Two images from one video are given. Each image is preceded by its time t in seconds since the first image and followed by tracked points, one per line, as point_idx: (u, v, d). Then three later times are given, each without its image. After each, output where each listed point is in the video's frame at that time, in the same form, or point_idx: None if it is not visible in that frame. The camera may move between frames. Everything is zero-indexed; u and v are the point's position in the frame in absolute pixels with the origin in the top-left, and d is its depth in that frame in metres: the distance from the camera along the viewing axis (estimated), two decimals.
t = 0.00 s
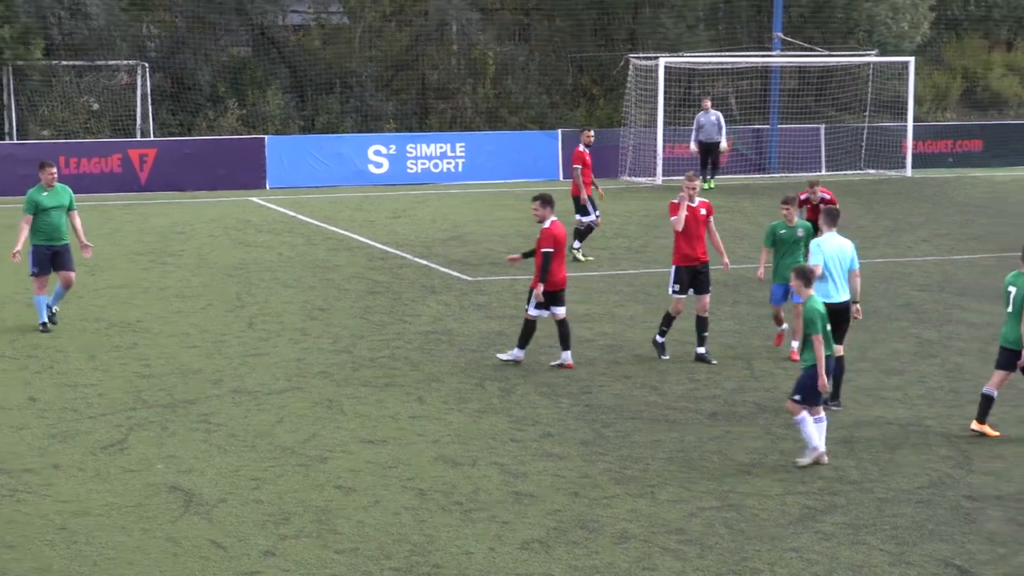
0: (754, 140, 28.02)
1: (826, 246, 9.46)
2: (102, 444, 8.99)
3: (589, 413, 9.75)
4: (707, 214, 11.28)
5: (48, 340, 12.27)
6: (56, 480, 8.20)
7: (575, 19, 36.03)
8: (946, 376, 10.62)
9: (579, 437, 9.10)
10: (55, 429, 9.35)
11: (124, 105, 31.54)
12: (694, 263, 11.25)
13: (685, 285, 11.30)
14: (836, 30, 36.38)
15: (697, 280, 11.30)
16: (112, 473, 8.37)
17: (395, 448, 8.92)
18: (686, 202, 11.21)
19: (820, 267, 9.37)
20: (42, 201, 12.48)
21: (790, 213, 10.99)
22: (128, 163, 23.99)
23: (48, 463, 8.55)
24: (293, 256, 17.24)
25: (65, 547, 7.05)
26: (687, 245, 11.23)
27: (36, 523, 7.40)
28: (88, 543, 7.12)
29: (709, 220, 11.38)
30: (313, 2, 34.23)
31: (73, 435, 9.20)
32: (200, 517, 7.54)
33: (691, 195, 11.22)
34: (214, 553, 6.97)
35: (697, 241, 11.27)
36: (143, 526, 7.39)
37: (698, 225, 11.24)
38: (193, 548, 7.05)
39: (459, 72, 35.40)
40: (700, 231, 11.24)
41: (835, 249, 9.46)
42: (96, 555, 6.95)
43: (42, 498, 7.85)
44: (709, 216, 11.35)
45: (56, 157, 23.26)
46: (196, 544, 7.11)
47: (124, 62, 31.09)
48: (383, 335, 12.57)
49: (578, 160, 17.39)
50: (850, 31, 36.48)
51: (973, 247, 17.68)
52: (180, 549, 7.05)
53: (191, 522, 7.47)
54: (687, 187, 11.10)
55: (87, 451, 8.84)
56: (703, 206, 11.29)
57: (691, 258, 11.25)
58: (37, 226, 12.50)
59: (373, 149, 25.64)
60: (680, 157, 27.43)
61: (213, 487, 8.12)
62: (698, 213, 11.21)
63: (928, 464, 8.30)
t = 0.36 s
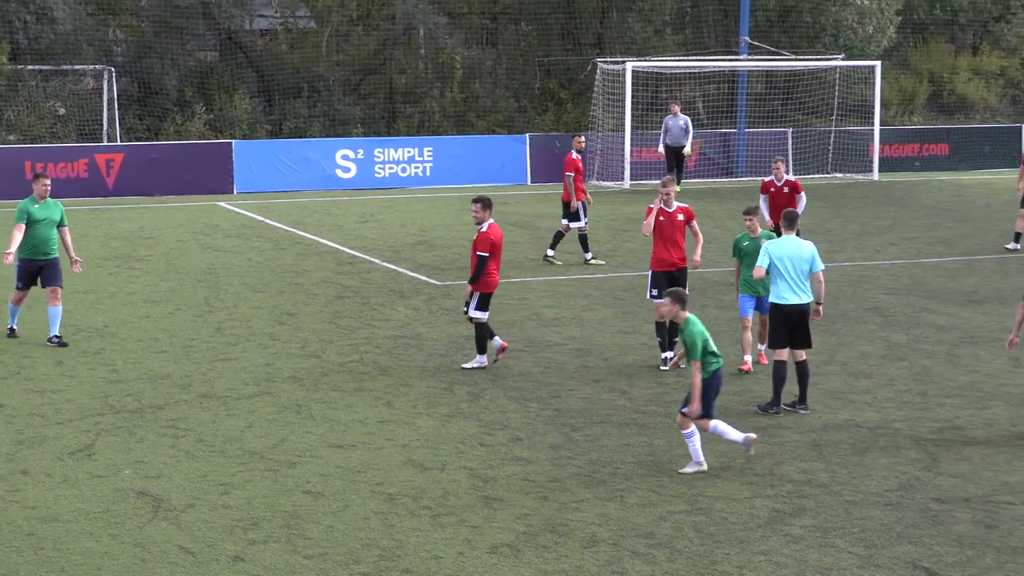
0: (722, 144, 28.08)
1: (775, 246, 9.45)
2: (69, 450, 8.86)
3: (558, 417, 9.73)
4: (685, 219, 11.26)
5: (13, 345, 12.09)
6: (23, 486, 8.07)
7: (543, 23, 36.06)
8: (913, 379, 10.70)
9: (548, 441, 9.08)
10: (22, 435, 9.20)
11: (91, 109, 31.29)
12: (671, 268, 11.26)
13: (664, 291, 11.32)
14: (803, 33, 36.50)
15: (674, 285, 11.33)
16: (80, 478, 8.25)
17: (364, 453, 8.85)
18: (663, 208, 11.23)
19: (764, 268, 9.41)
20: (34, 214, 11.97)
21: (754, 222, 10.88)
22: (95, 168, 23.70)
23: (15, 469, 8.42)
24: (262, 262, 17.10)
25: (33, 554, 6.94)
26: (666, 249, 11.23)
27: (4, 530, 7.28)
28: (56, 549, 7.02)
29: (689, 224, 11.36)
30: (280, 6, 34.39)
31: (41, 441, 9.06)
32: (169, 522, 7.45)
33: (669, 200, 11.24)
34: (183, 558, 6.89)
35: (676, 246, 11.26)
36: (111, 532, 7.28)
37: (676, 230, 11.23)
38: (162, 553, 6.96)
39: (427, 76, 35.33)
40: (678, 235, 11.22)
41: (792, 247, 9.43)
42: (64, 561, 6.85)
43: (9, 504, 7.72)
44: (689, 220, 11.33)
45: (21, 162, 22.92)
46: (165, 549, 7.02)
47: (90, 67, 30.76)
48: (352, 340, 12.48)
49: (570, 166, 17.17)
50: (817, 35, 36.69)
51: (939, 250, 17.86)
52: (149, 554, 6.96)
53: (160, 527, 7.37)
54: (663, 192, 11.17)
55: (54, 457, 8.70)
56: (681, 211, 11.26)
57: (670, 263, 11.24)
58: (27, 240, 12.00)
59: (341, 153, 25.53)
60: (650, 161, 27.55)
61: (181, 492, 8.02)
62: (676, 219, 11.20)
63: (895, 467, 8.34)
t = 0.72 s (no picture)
0: (683, 144, 28.21)
1: (737, 248, 9.44)
2: (29, 452, 8.70)
3: (519, 416, 9.70)
4: (646, 221, 11.33)
5: None
6: None
7: (505, 23, 36.03)
8: (873, 377, 10.78)
9: (509, 441, 9.05)
10: None
11: (50, 109, 30.75)
12: (633, 270, 11.24)
13: (626, 292, 11.32)
14: (765, 34, 36.95)
15: (638, 286, 11.26)
16: (39, 481, 8.09)
17: (325, 453, 8.76)
18: (626, 209, 11.30)
19: (726, 271, 9.44)
20: (20, 214, 11.77)
21: (702, 225, 10.61)
22: (55, 168, 23.32)
23: None
24: (223, 262, 16.91)
25: None
26: (629, 251, 11.24)
27: None
28: (14, 552, 6.89)
29: (651, 226, 11.44)
30: (242, 5, 33.98)
31: None
32: (129, 524, 7.34)
33: (631, 202, 11.33)
34: (143, 560, 6.79)
35: (638, 247, 11.29)
36: (71, 534, 7.16)
37: (638, 231, 11.28)
38: (123, 555, 6.85)
39: (388, 76, 35.19)
40: (641, 238, 11.27)
41: (753, 248, 9.45)
42: (23, 564, 6.72)
43: None
44: (650, 221, 11.42)
45: None
46: (125, 551, 6.92)
47: (51, 67, 30.34)
48: (313, 340, 12.37)
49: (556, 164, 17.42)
50: (778, 34, 36.93)
51: (899, 249, 18.05)
52: (109, 556, 6.85)
53: (121, 529, 7.26)
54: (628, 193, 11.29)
55: (13, 459, 8.54)
56: (643, 212, 11.35)
57: (632, 264, 11.25)
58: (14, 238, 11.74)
59: (302, 153, 25.35)
60: (611, 160, 27.68)
61: (143, 493, 7.90)
62: (637, 220, 11.28)
63: (857, 464, 8.40)
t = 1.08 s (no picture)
0: (638, 143, 28.32)
1: (705, 249, 9.35)
2: None
3: (476, 416, 9.65)
4: (600, 222, 11.34)
5: None
6: None
7: (459, 23, 36.02)
8: (828, 376, 10.87)
9: (466, 441, 8.99)
10: None
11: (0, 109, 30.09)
12: (587, 270, 11.24)
13: (579, 292, 11.32)
14: (717, 32, 37.09)
15: (593, 286, 11.26)
16: None
17: (282, 454, 8.66)
18: (579, 210, 11.29)
19: (701, 271, 9.32)
20: (9, 219, 11.30)
21: (655, 229, 10.22)
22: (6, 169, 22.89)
23: None
24: (176, 263, 16.68)
25: None
26: (583, 251, 11.23)
27: None
28: None
29: (604, 225, 11.45)
30: (194, 5, 33.56)
31: None
32: (84, 526, 7.20)
33: (584, 202, 11.31)
34: (98, 563, 6.66)
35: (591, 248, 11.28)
36: (25, 537, 7.01)
37: (592, 232, 11.27)
38: (77, 558, 6.72)
39: (342, 76, 34.86)
40: (595, 238, 11.26)
41: (720, 249, 9.47)
42: None
43: None
44: (603, 221, 11.43)
45: None
46: (79, 553, 6.79)
47: None
48: (269, 341, 12.22)
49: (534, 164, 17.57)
50: (732, 34, 37.24)
51: (852, 248, 18.24)
52: (64, 558, 6.72)
53: (75, 531, 7.12)
54: (581, 194, 11.29)
55: None
56: (596, 212, 11.35)
57: (585, 265, 11.25)
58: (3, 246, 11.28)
59: (256, 154, 25.09)
60: (563, 160, 27.75)
61: (97, 495, 7.75)
62: (591, 221, 11.27)
63: (812, 463, 8.46)
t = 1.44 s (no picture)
0: (612, 143, 28.36)
1: (697, 244, 9.45)
2: None
3: (452, 417, 9.63)
4: (574, 223, 11.32)
5: None
6: None
7: (433, 23, 35.97)
8: (802, 375, 10.91)
9: (442, 441, 8.96)
10: None
11: None
12: (564, 271, 11.23)
13: (553, 293, 11.32)
14: (691, 32, 37.23)
15: (567, 286, 11.25)
16: None
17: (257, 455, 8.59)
18: (553, 211, 11.27)
19: (702, 271, 9.39)
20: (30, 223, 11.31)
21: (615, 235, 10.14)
22: None
23: None
24: (150, 263, 16.54)
25: None
26: (557, 251, 11.22)
27: None
28: None
29: (579, 226, 11.42)
30: (167, 5, 33.40)
31: None
32: (58, 528, 7.11)
33: (559, 203, 11.28)
34: (72, 564, 6.59)
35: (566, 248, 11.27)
36: None
37: (566, 233, 11.26)
38: (51, 559, 6.64)
39: (316, 76, 34.68)
40: (570, 238, 11.25)
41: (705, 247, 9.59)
42: None
43: None
44: (578, 222, 11.39)
45: None
46: (53, 555, 6.71)
47: None
48: (243, 342, 12.14)
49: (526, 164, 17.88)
50: (705, 34, 37.40)
51: (825, 247, 18.34)
52: (37, 560, 6.64)
53: (48, 533, 7.03)
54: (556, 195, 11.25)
55: None
56: (571, 213, 11.32)
57: (559, 266, 11.24)
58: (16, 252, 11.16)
59: (230, 154, 24.94)
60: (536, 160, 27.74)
61: (71, 496, 7.66)
62: (567, 222, 11.25)
63: (787, 462, 8.49)
